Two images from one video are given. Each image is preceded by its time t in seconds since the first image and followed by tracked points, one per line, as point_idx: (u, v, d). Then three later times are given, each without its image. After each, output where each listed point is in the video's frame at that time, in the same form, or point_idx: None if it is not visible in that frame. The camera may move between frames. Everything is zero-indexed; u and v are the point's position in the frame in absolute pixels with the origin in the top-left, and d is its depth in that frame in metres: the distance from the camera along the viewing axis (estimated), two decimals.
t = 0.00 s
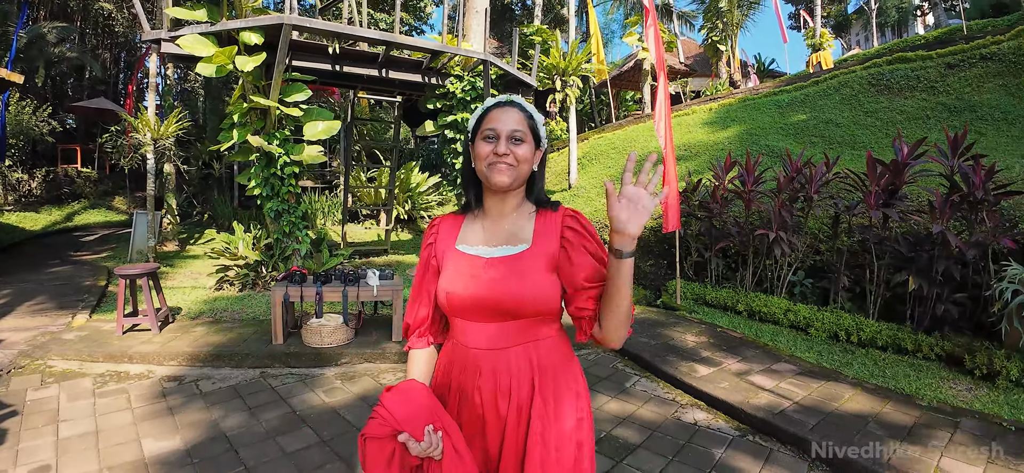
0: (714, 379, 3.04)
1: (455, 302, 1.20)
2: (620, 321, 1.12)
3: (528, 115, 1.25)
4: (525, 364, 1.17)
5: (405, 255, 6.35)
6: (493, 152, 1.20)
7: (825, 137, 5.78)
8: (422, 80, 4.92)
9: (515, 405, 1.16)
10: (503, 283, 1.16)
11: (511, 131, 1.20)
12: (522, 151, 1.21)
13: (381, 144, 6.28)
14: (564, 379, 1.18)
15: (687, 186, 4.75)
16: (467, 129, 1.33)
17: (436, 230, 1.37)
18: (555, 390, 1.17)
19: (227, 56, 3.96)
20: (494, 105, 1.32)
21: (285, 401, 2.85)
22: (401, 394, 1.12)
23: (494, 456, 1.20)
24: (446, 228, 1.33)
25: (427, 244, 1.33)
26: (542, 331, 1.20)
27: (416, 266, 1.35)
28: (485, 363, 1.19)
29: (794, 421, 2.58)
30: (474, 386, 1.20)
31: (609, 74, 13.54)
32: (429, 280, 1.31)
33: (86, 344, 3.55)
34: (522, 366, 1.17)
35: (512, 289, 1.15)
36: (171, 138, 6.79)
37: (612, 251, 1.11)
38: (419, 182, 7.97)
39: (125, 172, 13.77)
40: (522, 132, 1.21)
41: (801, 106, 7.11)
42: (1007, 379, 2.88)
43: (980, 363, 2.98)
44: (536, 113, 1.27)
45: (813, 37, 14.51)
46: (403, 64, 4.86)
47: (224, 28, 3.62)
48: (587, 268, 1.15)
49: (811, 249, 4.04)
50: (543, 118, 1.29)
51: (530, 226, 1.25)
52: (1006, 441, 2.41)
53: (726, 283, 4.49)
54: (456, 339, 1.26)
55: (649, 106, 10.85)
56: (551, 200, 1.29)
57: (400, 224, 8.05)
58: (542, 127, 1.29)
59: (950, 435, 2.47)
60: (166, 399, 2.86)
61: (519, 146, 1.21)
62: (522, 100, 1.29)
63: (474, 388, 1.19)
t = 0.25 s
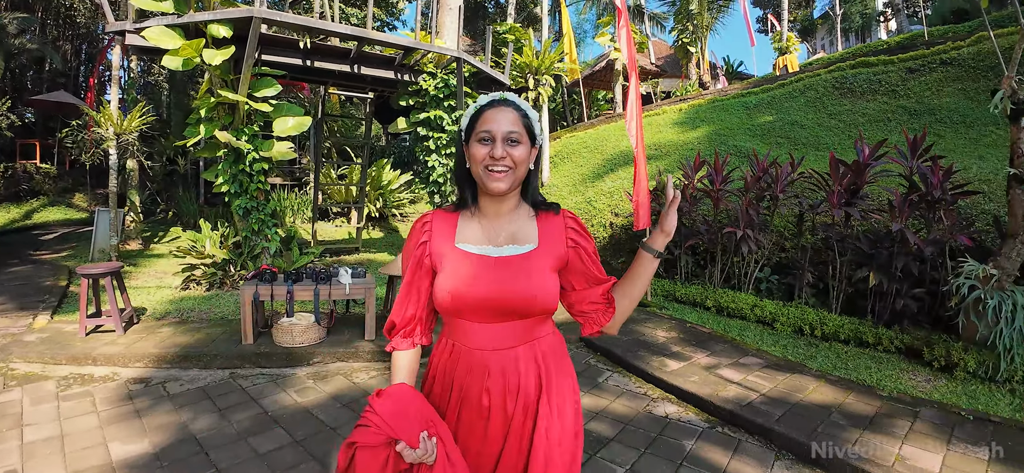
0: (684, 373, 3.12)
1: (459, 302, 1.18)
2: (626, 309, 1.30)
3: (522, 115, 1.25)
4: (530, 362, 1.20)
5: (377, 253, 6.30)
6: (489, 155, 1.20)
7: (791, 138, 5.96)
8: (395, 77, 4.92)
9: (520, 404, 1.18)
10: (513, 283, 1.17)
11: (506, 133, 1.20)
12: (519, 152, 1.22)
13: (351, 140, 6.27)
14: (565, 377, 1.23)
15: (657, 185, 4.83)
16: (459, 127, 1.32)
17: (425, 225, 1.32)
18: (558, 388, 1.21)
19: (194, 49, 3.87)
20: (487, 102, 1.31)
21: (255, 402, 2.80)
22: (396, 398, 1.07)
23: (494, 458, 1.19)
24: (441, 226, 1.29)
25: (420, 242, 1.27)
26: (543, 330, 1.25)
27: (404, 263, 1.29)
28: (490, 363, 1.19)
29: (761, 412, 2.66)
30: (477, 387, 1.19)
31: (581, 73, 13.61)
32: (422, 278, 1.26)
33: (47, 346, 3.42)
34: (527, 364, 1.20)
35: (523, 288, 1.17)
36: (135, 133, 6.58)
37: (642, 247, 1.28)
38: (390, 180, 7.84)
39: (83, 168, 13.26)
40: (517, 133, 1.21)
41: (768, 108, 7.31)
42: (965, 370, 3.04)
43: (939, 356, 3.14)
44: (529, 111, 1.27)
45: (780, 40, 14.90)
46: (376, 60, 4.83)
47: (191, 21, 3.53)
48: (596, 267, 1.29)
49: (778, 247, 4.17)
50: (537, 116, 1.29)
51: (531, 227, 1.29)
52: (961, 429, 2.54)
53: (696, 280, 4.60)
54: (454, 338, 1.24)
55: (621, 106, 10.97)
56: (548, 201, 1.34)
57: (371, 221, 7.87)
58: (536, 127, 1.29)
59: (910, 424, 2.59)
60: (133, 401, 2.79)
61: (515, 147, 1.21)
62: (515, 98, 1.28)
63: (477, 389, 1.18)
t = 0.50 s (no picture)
0: (655, 367, 3.19)
1: (480, 303, 1.16)
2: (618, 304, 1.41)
3: (525, 114, 1.25)
4: (544, 362, 1.24)
5: (347, 251, 6.21)
6: (496, 154, 1.19)
7: (756, 139, 6.13)
8: (367, 73, 4.80)
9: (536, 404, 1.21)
10: (531, 283, 1.18)
11: (512, 132, 1.19)
12: (525, 152, 1.21)
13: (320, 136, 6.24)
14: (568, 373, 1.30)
15: (627, 184, 4.91)
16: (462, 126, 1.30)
17: (430, 219, 1.22)
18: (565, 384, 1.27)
19: (159, 41, 3.76)
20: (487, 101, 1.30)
21: (226, 404, 2.75)
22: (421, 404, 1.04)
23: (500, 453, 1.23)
24: (449, 221, 1.22)
25: (429, 236, 1.18)
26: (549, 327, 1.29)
27: (404, 260, 1.17)
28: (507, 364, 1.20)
29: (730, 404, 2.75)
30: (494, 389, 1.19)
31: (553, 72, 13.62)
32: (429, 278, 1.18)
33: (4, 349, 3.28)
34: (541, 363, 1.23)
35: (543, 289, 1.19)
36: (95, 127, 6.34)
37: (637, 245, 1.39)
38: (359, 177, 7.67)
39: (35, 163, 12.68)
40: (522, 132, 1.21)
41: (734, 109, 7.50)
42: (923, 361, 3.19)
43: (898, 348, 3.29)
44: (532, 111, 1.27)
45: (746, 44, 15.28)
46: (346, 56, 4.71)
47: (156, 12, 3.42)
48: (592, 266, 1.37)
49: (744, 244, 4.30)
50: (539, 115, 1.29)
51: (538, 227, 1.31)
52: (918, 417, 2.67)
53: (665, 277, 4.70)
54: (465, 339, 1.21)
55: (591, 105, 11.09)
56: (553, 204, 1.39)
57: (340, 219, 7.70)
58: (539, 126, 1.29)
59: (871, 413, 2.71)
60: (98, 405, 2.70)
61: (521, 146, 1.21)
62: (517, 98, 1.27)
63: (494, 390, 1.18)
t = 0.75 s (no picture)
0: (626, 361, 3.28)
1: (496, 301, 1.15)
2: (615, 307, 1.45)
3: (538, 114, 1.24)
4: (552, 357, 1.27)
5: (315, 250, 6.11)
6: (509, 153, 1.18)
7: (722, 140, 6.30)
8: (337, 68, 4.77)
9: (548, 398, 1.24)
10: (545, 280, 1.20)
11: (525, 131, 1.18)
12: (537, 151, 1.20)
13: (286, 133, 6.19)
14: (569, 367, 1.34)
15: (597, 182, 4.99)
16: (473, 121, 1.28)
17: (439, 212, 1.19)
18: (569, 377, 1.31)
19: (123, 33, 3.64)
20: (499, 99, 1.29)
21: (195, 405, 2.69)
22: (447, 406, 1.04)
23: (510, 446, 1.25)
24: (459, 216, 1.20)
25: (441, 231, 1.15)
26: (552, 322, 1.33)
27: (416, 256, 1.13)
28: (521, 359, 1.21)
29: (699, 396, 2.85)
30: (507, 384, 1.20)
31: (523, 70, 13.66)
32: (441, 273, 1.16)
33: None
34: (550, 358, 1.26)
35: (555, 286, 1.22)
36: (52, 121, 6.08)
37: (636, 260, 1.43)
38: (328, 174, 7.51)
39: None
40: (535, 132, 1.20)
41: (701, 110, 7.69)
42: (879, 353, 3.36)
43: (856, 340, 3.45)
44: (544, 111, 1.26)
45: (712, 46, 15.70)
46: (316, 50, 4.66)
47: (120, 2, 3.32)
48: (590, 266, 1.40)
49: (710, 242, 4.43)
50: (550, 115, 1.28)
51: (544, 227, 1.32)
52: (875, 406, 2.82)
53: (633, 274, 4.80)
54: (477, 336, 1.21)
55: (561, 105, 11.20)
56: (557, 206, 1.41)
57: (307, 217, 7.52)
58: (549, 127, 1.29)
59: (832, 402, 2.85)
60: (61, 409, 2.61)
61: (533, 146, 1.20)
62: (529, 97, 1.27)
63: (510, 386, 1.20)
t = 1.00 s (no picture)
0: (590, 355, 3.37)
1: (520, 321, 1.11)
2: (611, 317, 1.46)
3: (533, 126, 1.21)
4: (570, 371, 1.24)
5: (275, 248, 5.95)
6: (511, 170, 1.14)
7: (681, 139, 6.48)
8: (298, 62, 4.68)
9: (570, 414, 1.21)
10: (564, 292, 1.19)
11: (525, 146, 1.15)
12: (537, 165, 1.18)
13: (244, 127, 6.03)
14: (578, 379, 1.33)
15: (560, 180, 5.05)
16: (465, 140, 1.24)
17: (449, 233, 1.11)
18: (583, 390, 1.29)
19: (74, 22, 3.47)
20: (490, 114, 1.25)
21: (153, 408, 2.60)
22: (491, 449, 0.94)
23: None
24: (475, 236, 1.12)
25: (462, 254, 1.07)
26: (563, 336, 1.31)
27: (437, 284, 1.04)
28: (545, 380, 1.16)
29: (659, 387, 2.97)
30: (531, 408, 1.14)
31: (487, 68, 13.65)
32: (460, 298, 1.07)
33: None
34: (569, 374, 1.23)
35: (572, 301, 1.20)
36: None
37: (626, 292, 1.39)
38: (287, 170, 7.31)
39: None
40: (533, 146, 1.17)
41: (661, 110, 7.90)
42: (829, 343, 3.54)
43: (808, 331, 3.62)
44: (538, 124, 1.24)
45: (673, 48, 16.09)
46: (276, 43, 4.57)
47: None
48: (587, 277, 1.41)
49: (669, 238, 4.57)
50: (544, 127, 1.26)
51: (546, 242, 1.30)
52: (825, 393, 2.99)
53: (595, 270, 4.89)
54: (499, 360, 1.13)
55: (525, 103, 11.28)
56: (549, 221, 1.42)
57: (266, 214, 7.29)
58: (542, 138, 1.26)
59: (784, 389, 3.00)
60: (11, 415, 2.48)
61: (533, 160, 1.17)
62: (521, 110, 1.24)
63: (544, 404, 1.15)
